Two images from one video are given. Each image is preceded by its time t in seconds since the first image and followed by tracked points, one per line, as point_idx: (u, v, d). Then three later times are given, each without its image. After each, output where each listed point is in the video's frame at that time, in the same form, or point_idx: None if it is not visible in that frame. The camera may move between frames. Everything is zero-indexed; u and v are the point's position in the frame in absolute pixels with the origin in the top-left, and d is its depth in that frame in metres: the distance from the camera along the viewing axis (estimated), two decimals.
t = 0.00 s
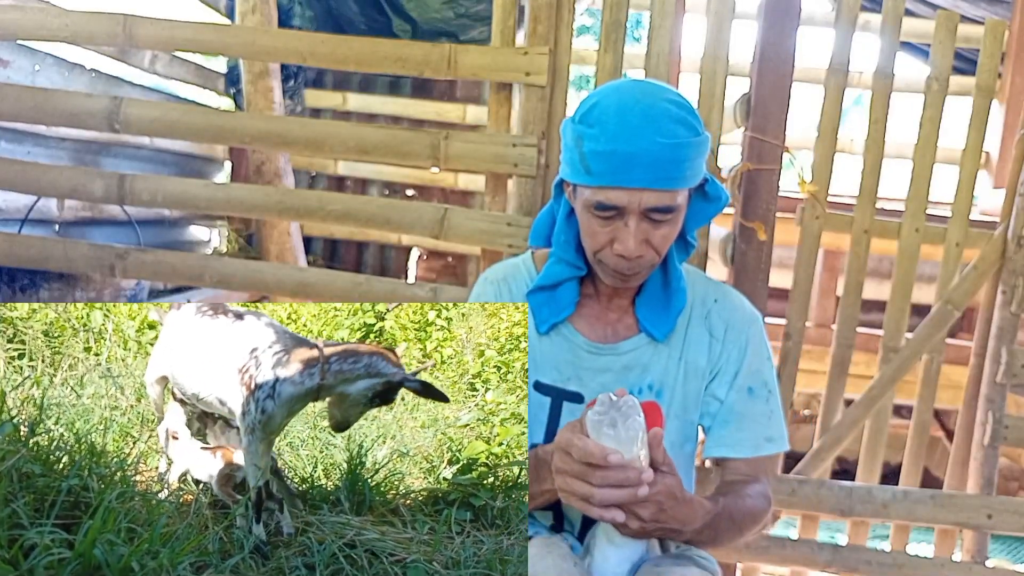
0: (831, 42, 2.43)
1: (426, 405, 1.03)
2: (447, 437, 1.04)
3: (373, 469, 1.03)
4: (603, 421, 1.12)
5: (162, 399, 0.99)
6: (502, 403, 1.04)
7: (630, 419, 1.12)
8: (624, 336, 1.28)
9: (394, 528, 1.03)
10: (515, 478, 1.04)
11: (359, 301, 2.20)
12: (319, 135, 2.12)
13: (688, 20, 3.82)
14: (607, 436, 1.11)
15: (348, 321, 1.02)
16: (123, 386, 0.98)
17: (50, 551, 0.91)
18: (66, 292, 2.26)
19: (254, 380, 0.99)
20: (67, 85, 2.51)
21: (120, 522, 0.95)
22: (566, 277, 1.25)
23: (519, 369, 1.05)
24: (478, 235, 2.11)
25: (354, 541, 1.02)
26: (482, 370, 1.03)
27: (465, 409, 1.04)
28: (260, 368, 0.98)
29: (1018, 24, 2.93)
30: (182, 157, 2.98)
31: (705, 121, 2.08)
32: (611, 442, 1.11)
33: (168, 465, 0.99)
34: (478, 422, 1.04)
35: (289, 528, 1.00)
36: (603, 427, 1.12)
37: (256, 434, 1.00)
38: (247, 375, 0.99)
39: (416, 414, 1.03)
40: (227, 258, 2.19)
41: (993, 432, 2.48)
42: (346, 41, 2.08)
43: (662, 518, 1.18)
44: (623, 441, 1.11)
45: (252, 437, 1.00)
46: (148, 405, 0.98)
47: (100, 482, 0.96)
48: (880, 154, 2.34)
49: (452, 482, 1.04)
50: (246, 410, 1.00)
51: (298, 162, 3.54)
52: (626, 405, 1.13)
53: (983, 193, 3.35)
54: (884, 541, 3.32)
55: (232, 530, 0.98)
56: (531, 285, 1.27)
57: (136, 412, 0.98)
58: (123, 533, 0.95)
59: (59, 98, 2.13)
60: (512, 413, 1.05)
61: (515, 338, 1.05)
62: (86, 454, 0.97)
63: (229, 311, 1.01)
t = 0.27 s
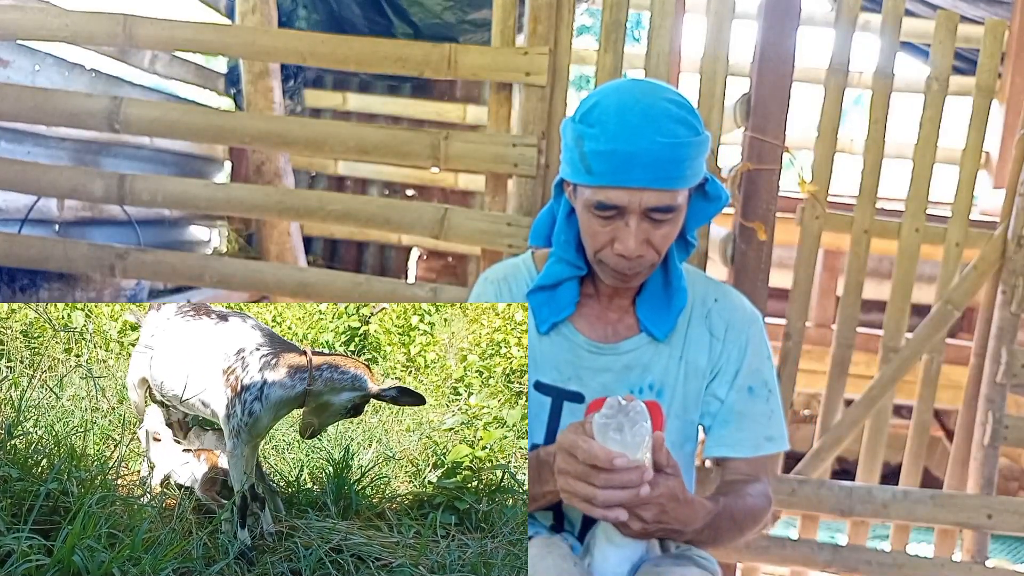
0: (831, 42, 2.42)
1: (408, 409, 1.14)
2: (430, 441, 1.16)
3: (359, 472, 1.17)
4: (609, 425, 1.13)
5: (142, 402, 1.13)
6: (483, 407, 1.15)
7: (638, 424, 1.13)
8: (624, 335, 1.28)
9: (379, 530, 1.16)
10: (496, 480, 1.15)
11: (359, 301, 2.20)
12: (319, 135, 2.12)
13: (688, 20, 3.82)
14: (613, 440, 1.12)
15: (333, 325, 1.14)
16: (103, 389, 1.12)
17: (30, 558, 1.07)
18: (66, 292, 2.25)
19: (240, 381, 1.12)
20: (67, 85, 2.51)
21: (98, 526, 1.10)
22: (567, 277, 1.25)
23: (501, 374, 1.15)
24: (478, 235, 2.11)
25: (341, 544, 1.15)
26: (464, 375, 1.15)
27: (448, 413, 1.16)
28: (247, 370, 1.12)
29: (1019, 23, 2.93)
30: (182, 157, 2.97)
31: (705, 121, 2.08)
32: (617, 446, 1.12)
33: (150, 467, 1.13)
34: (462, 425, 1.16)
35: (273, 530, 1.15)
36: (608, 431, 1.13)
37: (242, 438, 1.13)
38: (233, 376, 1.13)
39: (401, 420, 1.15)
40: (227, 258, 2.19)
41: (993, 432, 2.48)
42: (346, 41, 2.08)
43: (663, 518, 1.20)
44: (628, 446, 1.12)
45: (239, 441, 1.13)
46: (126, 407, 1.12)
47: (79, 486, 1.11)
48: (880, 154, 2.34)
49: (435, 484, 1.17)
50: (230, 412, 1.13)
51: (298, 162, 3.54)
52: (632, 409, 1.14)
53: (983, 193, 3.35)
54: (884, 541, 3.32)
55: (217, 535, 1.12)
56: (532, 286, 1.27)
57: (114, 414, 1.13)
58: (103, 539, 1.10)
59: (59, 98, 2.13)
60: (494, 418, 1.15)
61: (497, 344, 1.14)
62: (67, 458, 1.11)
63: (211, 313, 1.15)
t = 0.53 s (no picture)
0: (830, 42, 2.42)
1: (400, 410, 1.14)
2: (423, 442, 1.16)
3: (351, 475, 1.16)
4: (609, 424, 1.13)
5: (134, 406, 1.13)
6: (475, 409, 1.15)
7: (639, 423, 1.13)
8: (625, 335, 1.28)
9: (372, 533, 1.17)
10: (489, 482, 1.16)
11: (359, 301, 2.20)
12: (319, 135, 2.12)
13: (687, 20, 3.82)
14: (612, 439, 1.12)
15: (324, 327, 1.14)
16: (94, 390, 1.13)
17: (19, 562, 1.07)
18: (66, 292, 2.25)
19: (232, 383, 1.13)
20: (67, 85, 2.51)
21: (89, 528, 1.11)
22: (567, 277, 1.25)
23: (493, 375, 1.15)
24: (478, 235, 2.11)
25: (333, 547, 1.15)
26: (456, 376, 1.15)
27: (440, 414, 1.16)
28: (238, 373, 1.12)
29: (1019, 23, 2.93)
30: (182, 157, 2.97)
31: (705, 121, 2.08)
32: (617, 444, 1.12)
33: (141, 471, 1.13)
34: (454, 426, 1.16)
35: (266, 534, 1.14)
36: (608, 429, 1.13)
37: (235, 440, 1.14)
38: (225, 379, 1.13)
39: (392, 422, 1.15)
40: (227, 259, 2.19)
41: (993, 432, 2.48)
42: (346, 41, 2.08)
43: (663, 518, 1.20)
44: (628, 445, 1.12)
45: (230, 443, 1.14)
46: (117, 410, 1.12)
47: (70, 489, 1.12)
48: (880, 154, 2.34)
49: (428, 485, 1.17)
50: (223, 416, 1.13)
51: (298, 162, 3.54)
52: (633, 408, 1.14)
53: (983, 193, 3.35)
54: (884, 541, 3.32)
55: (209, 538, 1.12)
56: (532, 286, 1.27)
57: (106, 417, 1.13)
58: (94, 542, 1.11)
59: (59, 98, 2.13)
60: (484, 420, 1.16)
61: (487, 346, 1.14)
62: (58, 461, 1.12)
63: (201, 315, 1.14)
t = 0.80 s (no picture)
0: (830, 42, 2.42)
1: (403, 414, 1.15)
2: (426, 446, 1.17)
3: (354, 479, 1.16)
4: (609, 421, 1.13)
5: (138, 410, 1.12)
6: (479, 413, 1.16)
7: (638, 418, 1.13)
8: (625, 335, 1.28)
9: (376, 536, 1.17)
10: (493, 486, 1.16)
11: (359, 300, 2.20)
12: (319, 135, 2.12)
13: (688, 21, 3.82)
14: (613, 435, 1.12)
15: (328, 331, 1.14)
16: (99, 395, 1.12)
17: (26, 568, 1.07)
18: (66, 292, 2.25)
19: (239, 388, 1.13)
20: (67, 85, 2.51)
21: (93, 535, 1.10)
22: (567, 278, 1.25)
23: (495, 379, 1.16)
24: (478, 235, 2.11)
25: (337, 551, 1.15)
26: (459, 380, 1.16)
27: (443, 418, 1.17)
28: (246, 377, 1.12)
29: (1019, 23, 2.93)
30: (182, 157, 2.97)
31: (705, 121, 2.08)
32: (617, 440, 1.12)
33: (146, 476, 1.13)
34: (457, 431, 1.16)
35: (269, 537, 1.14)
36: (608, 426, 1.13)
37: (240, 445, 1.14)
38: (232, 383, 1.13)
39: (396, 426, 1.16)
40: (227, 258, 2.19)
41: (993, 432, 2.48)
42: (346, 41, 2.08)
43: (667, 516, 1.21)
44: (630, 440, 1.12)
45: (236, 447, 1.14)
46: (122, 414, 1.12)
47: (75, 495, 1.12)
48: (879, 154, 2.34)
49: (433, 490, 1.17)
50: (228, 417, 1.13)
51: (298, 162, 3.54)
52: (633, 405, 1.14)
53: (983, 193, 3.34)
54: (884, 541, 3.32)
55: (214, 543, 1.12)
56: (532, 286, 1.27)
57: (110, 422, 1.12)
58: (100, 548, 1.10)
59: (59, 98, 2.13)
60: (489, 423, 1.16)
61: (490, 349, 1.16)
62: (62, 467, 1.12)
63: (208, 320, 1.14)
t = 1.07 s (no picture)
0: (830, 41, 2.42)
1: (414, 417, 1.19)
2: (435, 451, 1.20)
3: (366, 484, 1.22)
4: (615, 424, 1.14)
5: (149, 415, 1.19)
6: (489, 417, 1.19)
7: (644, 424, 1.14)
8: (625, 335, 1.28)
9: (387, 541, 1.21)
10: (503, 491, 1.18)
11: (359, 300, 2.20)
12: (319, 135, 2.12)
13: (688, 20, 3.82)
14: (618, 438, 1.13)
15: (337, 336, 1.17)
16: (110, 400, 1.18)
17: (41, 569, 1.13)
18: (66, 292, 2.25)
19: (253, 393, 1.15)
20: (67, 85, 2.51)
21: (107, 539, 1.16)
22: (567, 277, 1.25)
23: (505, 383, 1.19)
24: (478, 235, 2.11)
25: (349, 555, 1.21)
26: (468, 384, 1.19)
27: (454, 423, 1.19)
28: (261, 383, 1.15)
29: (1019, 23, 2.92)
30: (183, 157, 2.97)
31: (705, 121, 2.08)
32: (623, 444, 1.13)
33: (156, 480, 1.19)
34: (468, 436, 1.19)
35: (278, 543, 1.19)
36: (615, 429, 1.14)
37: (252, 449, 1.17)
38: (246, 389, 1.16)
39: (405, 431, 1.20)
40: (227, 258, 2.19)
41: (993, 432, 2.48)
42: (345, 41, 2.08)
43: (667, 516, 1.21)
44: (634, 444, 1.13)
45: (249, 452, 1.17)
46: (132, 417, 1.18)
47: (88, 498, 1.18)
48: (880, 154, 2.34)
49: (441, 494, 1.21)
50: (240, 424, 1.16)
51: (298, 162, 3.54)
52: (640, 409, 1.15)
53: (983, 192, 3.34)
54: (884, 541, 3.32)
55: (225, 547, 1.17)
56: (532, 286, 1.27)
57: (120, 426, 1.19)
58: (112, 551, 1.16)
59: (59, 98, 2.13)
60: (500, 428, 1.19)
61: (500, 353, 1.19)
62: (75, 471, 1.18)
63: (219, 326, 1.18)
